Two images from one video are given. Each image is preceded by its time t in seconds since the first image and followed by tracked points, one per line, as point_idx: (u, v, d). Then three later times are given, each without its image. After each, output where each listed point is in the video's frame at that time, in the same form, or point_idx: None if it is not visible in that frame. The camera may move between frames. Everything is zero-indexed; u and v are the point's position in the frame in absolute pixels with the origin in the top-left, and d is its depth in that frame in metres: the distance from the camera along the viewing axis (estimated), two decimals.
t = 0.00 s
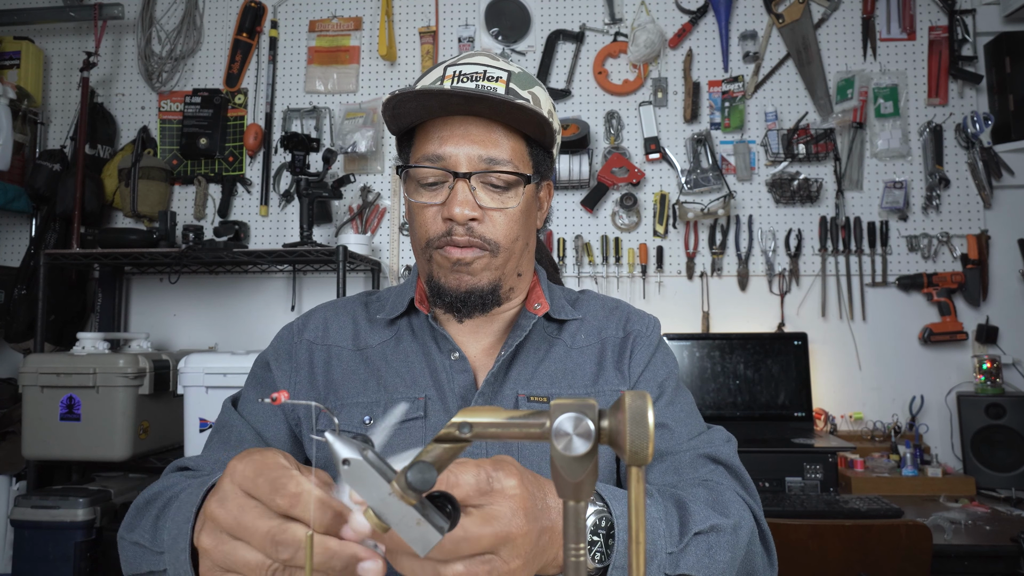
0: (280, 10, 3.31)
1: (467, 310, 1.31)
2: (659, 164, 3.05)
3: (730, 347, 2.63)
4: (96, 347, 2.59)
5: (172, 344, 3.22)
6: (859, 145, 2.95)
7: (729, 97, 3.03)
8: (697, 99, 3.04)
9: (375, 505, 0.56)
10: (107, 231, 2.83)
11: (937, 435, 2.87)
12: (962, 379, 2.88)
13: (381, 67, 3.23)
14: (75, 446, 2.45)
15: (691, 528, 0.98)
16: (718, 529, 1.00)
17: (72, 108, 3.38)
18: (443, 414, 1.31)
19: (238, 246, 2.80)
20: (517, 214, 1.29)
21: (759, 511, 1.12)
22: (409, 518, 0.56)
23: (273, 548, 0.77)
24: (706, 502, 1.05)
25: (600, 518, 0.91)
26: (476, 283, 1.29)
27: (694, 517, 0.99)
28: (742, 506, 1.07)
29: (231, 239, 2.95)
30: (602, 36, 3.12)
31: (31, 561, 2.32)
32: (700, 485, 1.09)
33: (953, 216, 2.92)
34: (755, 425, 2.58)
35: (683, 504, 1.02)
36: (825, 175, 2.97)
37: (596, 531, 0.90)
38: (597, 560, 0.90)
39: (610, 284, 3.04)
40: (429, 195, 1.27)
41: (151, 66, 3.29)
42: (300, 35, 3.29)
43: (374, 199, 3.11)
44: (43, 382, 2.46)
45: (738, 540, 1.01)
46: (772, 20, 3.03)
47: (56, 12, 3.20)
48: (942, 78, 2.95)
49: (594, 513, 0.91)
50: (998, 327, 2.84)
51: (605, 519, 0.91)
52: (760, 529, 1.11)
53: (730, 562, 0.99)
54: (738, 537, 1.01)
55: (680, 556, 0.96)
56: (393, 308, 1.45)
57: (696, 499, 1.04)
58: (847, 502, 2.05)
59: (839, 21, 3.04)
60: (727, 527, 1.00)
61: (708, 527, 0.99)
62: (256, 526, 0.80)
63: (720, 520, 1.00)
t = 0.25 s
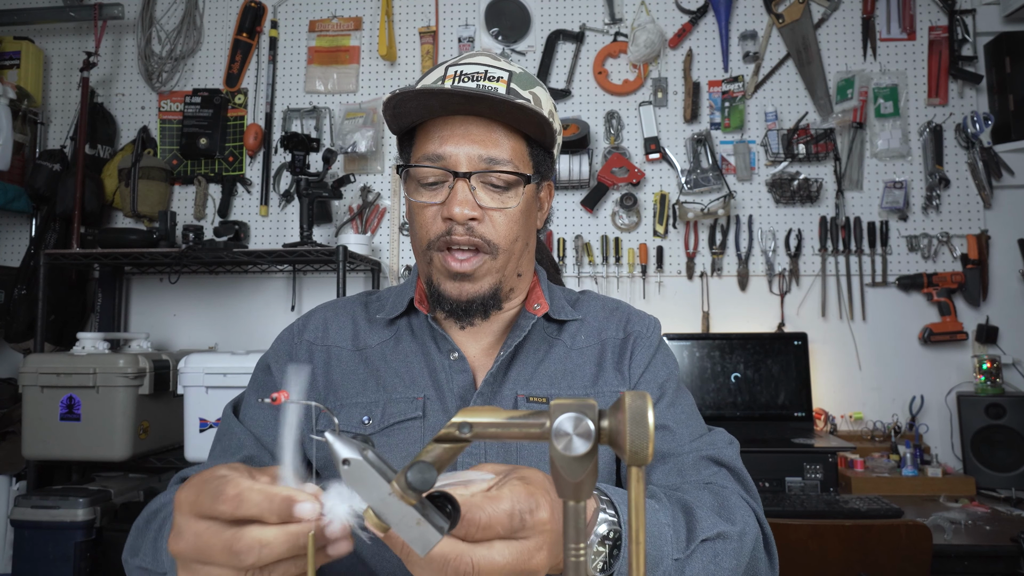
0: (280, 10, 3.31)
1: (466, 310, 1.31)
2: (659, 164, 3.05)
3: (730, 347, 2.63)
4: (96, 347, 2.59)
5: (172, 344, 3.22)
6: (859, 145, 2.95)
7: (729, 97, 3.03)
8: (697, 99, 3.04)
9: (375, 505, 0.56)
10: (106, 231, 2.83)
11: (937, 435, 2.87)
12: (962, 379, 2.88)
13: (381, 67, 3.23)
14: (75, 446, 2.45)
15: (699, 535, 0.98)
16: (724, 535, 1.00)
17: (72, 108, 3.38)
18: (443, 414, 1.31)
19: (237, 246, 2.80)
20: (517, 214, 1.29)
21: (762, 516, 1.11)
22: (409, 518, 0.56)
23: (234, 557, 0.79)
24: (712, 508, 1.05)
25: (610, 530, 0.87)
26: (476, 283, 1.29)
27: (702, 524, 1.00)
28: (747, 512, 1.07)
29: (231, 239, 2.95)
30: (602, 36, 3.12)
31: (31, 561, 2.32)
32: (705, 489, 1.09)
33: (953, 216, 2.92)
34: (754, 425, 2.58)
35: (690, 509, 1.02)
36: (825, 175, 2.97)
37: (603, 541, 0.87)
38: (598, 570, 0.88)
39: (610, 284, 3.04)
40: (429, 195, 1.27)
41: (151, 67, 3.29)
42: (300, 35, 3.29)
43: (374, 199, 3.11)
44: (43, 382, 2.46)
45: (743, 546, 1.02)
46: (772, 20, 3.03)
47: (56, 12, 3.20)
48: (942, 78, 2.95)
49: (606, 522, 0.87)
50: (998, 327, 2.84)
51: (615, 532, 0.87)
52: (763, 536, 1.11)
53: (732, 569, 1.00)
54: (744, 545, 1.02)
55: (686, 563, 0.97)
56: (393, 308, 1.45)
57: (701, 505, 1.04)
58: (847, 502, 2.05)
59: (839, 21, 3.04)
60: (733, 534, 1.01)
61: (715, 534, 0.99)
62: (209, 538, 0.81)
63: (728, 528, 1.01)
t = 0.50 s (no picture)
0: (280, 10, 3.31)
1: (462, 310, 1.31)
2: (659, 164, 3.05)
3: (730, 347, 2.63)
4: (96, 347, 2.59)
5: (172, 344, 3.22)
6: (859, 145, 2.95)
7: (729, 97, 3.03)
8: (697, 99, 3.04)
9: (375, 505, 0.56)
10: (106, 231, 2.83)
11: (937, 435, 2.87)
12: (962, 379, 2.88)
13: (381, 67, 3.23)
14: (74, 446, 2.45)
15: (702, 526, 0.98)
16: (728, 526, 1.00)
17: (72, 108, 3.38)
18: (442, 414, 1.31)
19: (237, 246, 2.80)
20: (513, 213, 1.29)
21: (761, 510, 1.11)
22: (409, 518, 0.56)
23: (164, 564, 0.80)
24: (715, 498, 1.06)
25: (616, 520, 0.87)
26: (472, 283, 1.29)
27: (706, 514, 1.00)
28: (749, 502, 1.08)
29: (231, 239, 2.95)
30: (602, 37, 3.12)
31: (31, 561, 2.32)
32: (707, 484, 1.09)
33: (953, 216, 2.92)
34: (754, 425, 2.58)
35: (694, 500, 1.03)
36: (825, 175, 2.97)
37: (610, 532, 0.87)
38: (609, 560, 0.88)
39: (610, 284, 3.04)
40: (425, 195, 1.27)
41: (151, 67, 3.29)
42: (300, 35, 3.29)
43: (374, 199, 3.11)
44: (42, 382, 2.46)
45: (747, 535, 1.03)
46: (772, 20, 3.03)
47: (56, 12, 3.20)
48: (942, 78, 2.95)
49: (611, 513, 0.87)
50: (998, 327, 2.84)
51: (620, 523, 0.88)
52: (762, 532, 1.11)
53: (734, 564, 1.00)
54: (748, 535, 1.03)
55: (691, 552, 0.97)
56: (392, 308, 1.45)
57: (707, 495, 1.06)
58: (847, 502, 2.05)
59: (840, 21, 3.03)
60: (737, 526, 1.01)
61: (719, 523, 1.00)
62: (146, 543, 0.81)
63: (731, 518, 1.01)
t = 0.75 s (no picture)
0: (280, 10, 3.31)
1: (459, 310, 1.31)
2: (659, 164, 3.05)
3: (729, 346, 2.63)
4: (96, 347, 2.59)
5: (172, 344, 3.22)
6: (859, 145, 2.95)
7: (729, 97, 3.03)
8: (697, 99, 3.04)
9: (375, 505, 0.56)
10: (106, 231, 2.83)
11: (937, 434, 2.87)
12: (961, 379, 2.88)
13: (381, 67, 3.23)
14: (74, 447, 2.45)
15: (683, 520, 0.97)
16: (710, 519, 0.99)
17: (72, 108, 3.38)
18: (440, 413, 1.31)
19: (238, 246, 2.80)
20: (510, 213, 1.29)
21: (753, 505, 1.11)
22: (409, 518, 0.56)
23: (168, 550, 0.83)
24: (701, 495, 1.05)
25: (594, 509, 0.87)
26: (469, 283, 1.29)
27: (686, 509, 0.99)
28: (736, 498, 1.08)
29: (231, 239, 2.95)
30: (602, 37, 3.12)
31: (31, 561, 2.32)
32: (692, 480, 1.09)
33: (953, 216, 2.92)
34: (754, 424, 2.58)
35: (676, 497, 1.02)
36: (825, 175, 2.97)
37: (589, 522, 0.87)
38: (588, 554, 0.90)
39: (610, 284, 3.04)
40: (421, 196, 1.28)
41: (151, 67, 3.29)
42: (300, 35, 3.29)
43: (374, 199, 3.11)
44: (42, 382, 2.46)
45: (731, 530, 1.01)
46: (772, 20, 3.03)
47: (56, 12, 3.20)
48: (942, 78, 2.95)
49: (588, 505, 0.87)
50: (997, 327, 2.84)
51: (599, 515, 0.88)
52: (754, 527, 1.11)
53: (722, 556, 0.99)
54: (732, 528, 1.01)
55: (672, 548, 0.96)
56: (390, 307, 1.45)
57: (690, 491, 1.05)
58: (847, 502, 2.05)
59: (840, 22, 3.03)
60: (719, 519, 1.00)
61: (700, 518, 0.98)
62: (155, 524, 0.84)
63: (713, 511, 1.00)
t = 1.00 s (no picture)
0: (280, 10, 3.31)
1: (456, 310, 1.31)
2: (659, 164, 3.05)
3: (729, 347, 2.63)
4: (96, 347, 2.59)
5: (171, 344, 3.22)
6: (859, 145, 2.95)
7: (729, 97, 3.03)
8: (697, 99, 3.04)
9: (375, 504, 0.56)
10: (106, 231, 2.83)
11: (936, 434, 2.87)
12: (961, 379, 2.88)
13: (381, 67, 3.23)
14: (74, 447, 2.45)
15: (677, 521, 0.99)
16: (704, 521, 1.01)
17: (72, 108, 3.38)
18: (438, 414, 1.31)
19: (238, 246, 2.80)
20: (506, 214, 1.29)
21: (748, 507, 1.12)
22: (409, 518, 0.56)
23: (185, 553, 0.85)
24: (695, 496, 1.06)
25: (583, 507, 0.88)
26: (466, 283, 1.29)
27: (680, 511, 1.00)
28: (731, 501, 1.08)
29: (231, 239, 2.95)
30: (602, 36, 3.12)
31: (31, 561, 2.32)
32: (688, 483, 1.10)
33: (953, 216, 2.92)
34: (753, 424, 2.58)
35: (670, 498, 1.03)
36: (825, 175, 2.97)
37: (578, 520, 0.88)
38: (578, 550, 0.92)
39: (610, 284, 3.04)
40: (418, 198, 1.28)
41: (151, 67, 3.29)
42: (300, 35, 3.29)
43: (374, 199, 3.11)
44: (42, 382, 2.46)
45: (725, 533, 1.02)
46: (772, 20, 3.02)
47: (56, 12, 3.20)
48: (942, 78, 2.95)
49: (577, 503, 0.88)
50: (997, 327, 2.85)
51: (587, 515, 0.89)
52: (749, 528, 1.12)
53: (715, 557, 1.00)
54: (726, 531, 1.02)
55: (664, 549, 0.97)
56: (388, 308, 1.45)
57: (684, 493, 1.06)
58: (847, 502, 2.05)
59: (840, 22, 3.03)
60: (712, 521, 1.01)
61: (694, 520, 1.00)
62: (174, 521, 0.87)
63: (708, 514, 1.02)
